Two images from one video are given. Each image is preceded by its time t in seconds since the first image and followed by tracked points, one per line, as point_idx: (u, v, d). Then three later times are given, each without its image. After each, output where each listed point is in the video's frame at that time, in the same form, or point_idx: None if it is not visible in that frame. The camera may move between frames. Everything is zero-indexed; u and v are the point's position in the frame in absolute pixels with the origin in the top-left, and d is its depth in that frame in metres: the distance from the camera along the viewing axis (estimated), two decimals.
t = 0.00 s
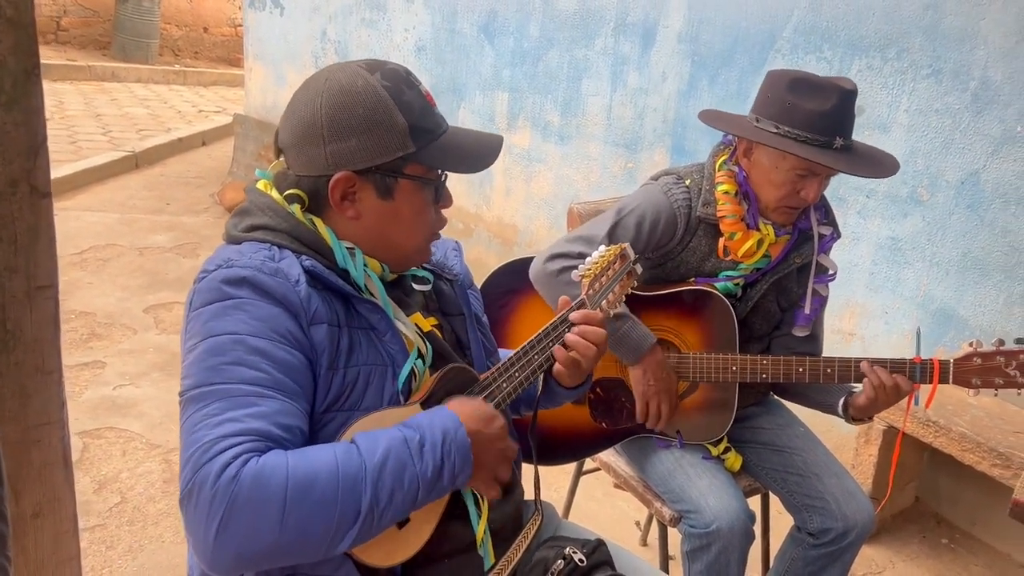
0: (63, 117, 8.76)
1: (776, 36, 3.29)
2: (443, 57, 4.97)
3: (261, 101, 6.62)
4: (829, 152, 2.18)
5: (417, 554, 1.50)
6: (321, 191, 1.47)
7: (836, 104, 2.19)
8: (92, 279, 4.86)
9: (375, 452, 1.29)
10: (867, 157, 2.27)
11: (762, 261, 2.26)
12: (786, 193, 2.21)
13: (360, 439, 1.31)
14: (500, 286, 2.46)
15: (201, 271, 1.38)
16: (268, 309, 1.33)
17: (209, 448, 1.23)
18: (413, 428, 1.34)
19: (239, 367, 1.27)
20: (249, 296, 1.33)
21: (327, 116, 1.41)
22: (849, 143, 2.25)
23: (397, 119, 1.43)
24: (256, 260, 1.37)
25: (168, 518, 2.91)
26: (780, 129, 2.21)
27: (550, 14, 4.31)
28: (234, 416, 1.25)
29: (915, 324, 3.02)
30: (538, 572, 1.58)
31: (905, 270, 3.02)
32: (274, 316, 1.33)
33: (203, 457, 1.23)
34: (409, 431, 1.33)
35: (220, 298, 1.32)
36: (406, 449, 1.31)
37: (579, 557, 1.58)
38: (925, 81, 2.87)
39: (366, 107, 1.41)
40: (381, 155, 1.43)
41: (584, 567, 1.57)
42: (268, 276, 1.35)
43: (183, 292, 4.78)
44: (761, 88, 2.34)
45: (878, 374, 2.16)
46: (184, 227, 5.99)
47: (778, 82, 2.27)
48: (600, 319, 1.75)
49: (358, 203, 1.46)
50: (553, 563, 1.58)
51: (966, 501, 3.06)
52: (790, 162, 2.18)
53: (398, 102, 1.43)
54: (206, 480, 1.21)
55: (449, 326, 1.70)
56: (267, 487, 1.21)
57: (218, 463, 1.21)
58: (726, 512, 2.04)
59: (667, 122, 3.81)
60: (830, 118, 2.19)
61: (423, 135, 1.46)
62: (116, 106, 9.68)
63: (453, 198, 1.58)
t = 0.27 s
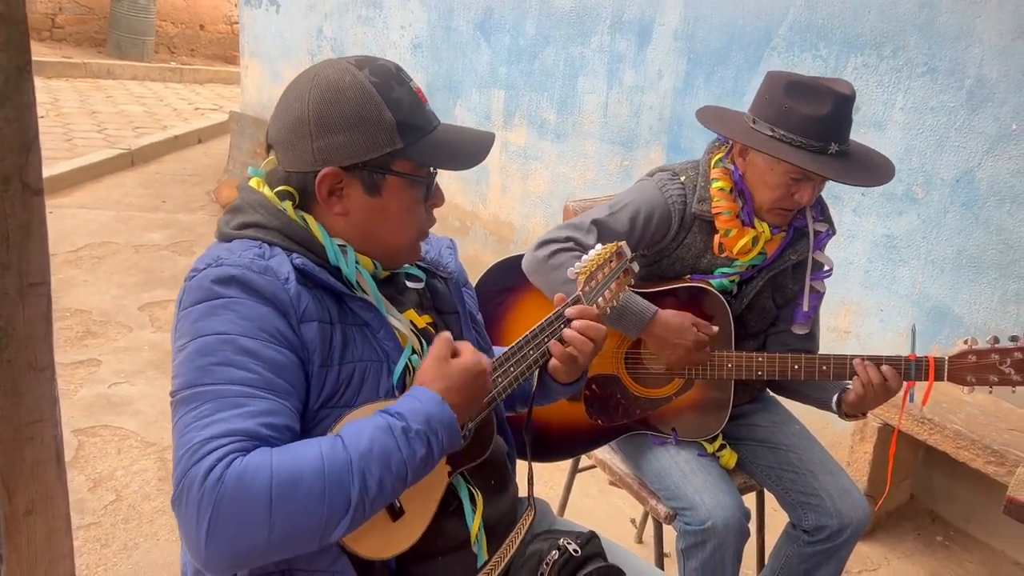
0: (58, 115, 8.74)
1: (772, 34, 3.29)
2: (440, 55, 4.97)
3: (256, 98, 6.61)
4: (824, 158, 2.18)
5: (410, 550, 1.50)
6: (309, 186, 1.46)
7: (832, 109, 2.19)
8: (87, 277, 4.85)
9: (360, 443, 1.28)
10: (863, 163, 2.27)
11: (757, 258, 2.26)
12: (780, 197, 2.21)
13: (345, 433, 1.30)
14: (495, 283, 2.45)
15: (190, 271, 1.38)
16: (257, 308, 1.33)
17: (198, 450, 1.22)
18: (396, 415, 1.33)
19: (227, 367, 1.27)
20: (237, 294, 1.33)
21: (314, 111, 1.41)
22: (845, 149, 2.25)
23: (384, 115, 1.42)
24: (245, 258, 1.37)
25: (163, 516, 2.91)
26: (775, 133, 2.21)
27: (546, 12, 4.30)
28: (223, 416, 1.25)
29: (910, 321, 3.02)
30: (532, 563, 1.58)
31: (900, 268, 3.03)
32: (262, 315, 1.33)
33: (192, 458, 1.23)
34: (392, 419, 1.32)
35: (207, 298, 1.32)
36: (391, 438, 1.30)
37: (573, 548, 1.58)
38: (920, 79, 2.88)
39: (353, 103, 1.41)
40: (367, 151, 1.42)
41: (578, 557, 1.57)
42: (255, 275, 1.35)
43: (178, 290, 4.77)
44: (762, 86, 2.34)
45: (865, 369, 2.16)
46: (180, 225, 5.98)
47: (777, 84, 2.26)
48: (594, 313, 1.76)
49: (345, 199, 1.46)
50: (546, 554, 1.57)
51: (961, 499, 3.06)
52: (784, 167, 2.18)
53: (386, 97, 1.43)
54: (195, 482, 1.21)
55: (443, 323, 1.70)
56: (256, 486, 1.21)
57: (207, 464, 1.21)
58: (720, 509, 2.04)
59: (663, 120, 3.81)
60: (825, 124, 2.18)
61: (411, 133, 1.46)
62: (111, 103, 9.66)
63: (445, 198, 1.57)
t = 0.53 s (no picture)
0: (52, 111, 8.71)
1: (766, 30, 3.28)
2: (434, 51, 4.96)
3: (251, 95, 6.59)
4: (816, 147, 2.18)
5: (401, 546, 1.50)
6: (297, 179, 1.46)
7: (823, 98, 2.18)
8: (80, 273, 4.83)
9: (348, 439, 1.28)
10: (855, 153, 2.27)
11: (748, 252, 2.26)
12: (772, 186, 2.21)
13: (333, 428, 1.30)
14: (487, 278, 2.44)
15: (177, 265, 1.37)
16: (243, 302, 1.33)
17: (182, 442, 1.21)
18: (386, 413, 1.33)
19: (213, 361, 1.26)
20: (224, 289, 1.33)
21: (302, 103, 1.40)
22: (836, 138, 2.25)
23: (372, 108, 1.42)
24: (231, 253, 1.36)
25: (156, 512, 2.90)
26: (767, 123, 2.21)
27: (541, 7, 4.29)
28: (208, 409, 1.23)
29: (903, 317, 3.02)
30: (523, 561, 1.59)
31: (894, 264, 3.03)
32: (249, 310, 1.32)
33: (176, 451, 1.21)
34: (382, 417, 1.32)
35: (194, 292, 1.31)
36: (380, 435, 1.30)
37: (564, 546, 1.57)
38: (914, 74, 2.87)
39: (341, 95, 1.40)
40: (355, 144, 1.42)
41: (570, 555, 1.56)
42: (242, 270, 1.34)
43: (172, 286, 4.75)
44: (751, 78, 2.33)
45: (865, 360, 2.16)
46: (174, 221, 5.96)
47: (767, 74, 2.26)
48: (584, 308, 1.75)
49: (332, 191, 1.45)
50: (538, 552, 1.58)
51: (954, 493, 3.07)
52: (776, 157, 2.17)
53: (373, 89, 1.42)
54: (179, 474, 1.20)
55: (432, 318, 1.70)
56: (241, 480, 1.20)
57: (191, 456, 1.20)
58: (713, 504, 2.04)
59: (657, 116, 3.80)
60: (817, 113, 2.18)
61: (400, 126, 1.45)
62: (105, 100, 9.62)
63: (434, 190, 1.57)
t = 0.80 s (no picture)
0: (48, 109, 8.68)
1: (764, 28, 3.28)
2: (431, 49, 4.94)
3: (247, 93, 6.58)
4: (815, 142, 2.17)
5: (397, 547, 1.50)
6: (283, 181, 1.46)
7: (821, 92, 2.18)
8: (76, 272, 4.81)
9: (346, 436, 1.28)
10: (853, 148, 2.26)
11: (748, 250, 2.25)
12: (771, 182, 2.20)
13: (331, 425, 1.29)
14: (484, 276, 2.44)
15: (173, 259, 1.36)
16: (241, 296, 1.32)
17: (179, 434, 1.20)
18: (383, 412, 1.33)
19: (211, 353, 1.25)
20: (221, 281, 1.32)
21: (273, 105, 1.41)
22: (834, 133, 2.24)
23: (336, 101, 1.40)
24: (228, 247, 1.35)
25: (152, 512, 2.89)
26: (765, 119, 2.19)
27: (538, 5, 4.28)
28: (205, 401, 1.22)
29: (901, 315, 3.02)
30: (521, 562, 1.58)
31: (892, 262, 3.03)
32: (246, 303, 1.31)
33: (172, 443, 1.20)
34: (379, 415, 1.32)
35: (191, 284, 1.30)
36: (377, 433, 1.30)
37: (562, 547, 1.57)
38: (912, 72, 2.87)
39: (305, 93, 1.39)
40: (325, 140, 1.40)
41: (568, 556, 1.56)
42: (240, 263, 1.34)
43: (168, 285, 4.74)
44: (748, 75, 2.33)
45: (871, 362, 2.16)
46: (170, 220, 5.95)
47: (765, 71, 2.26)
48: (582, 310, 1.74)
49: (314, 191, 1.45)
50: (536, 553, 1.57)
51: (951, 491, 3.07)
52: (775, 152, 2.17)
53: (336, 82, 1.40)
54: (174, 466, 1.19)
55: (430, 316, 1.69)
56: (238, 472, 1.19)
57: (188, 448, 1.19)
58: (711, 504, 2.03)
59: (654, 114, 3.79)
60: (816, 108, 2.17)
61: (371, 116, 1.43)
62: (101, 98, 9.60)
63: (424, 180, 1.54)
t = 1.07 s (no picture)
0: (45, 108, 8.66)
1: (764, 25, 3.27)
2: (430, 47, 4.94)
3: (245, 91, 6.57)
4: (817, 138, 2.17)
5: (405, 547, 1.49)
6: (292, 176, 1.45)
7: (823, 88, 2.18)
8: (74, 271, 4.80)
9: (361, 441, 1.27)
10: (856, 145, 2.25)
11: (749, 249, 2.25)
12: (771, 180, 2.20)
13: (345, 429, 1.28)
14: (485, 275, 2.43)
15: (178, 262, 1.36)
16: (250, 300, 1.31)
17: (191, 444, 1.20)
18: (398, 414, 1.32)
19: (220, 361, 1.24)
20: (229, 286, 1.31)
21: (299, 99, 1.39)
22: (836, 129, 2.24)
23: (371, 108, 1.40)
24: (235, 248, 1.34)
25: (151, 511, 2.88)
26: (766, 114, 2.19)
27: (537, 3, 4.27)
28: (216, 409, 1.22)
29: (901, 313, 3.02)
30: (525, 560, 1.57)
31: (892, 260, 3.02)
32: (255, 307, 1.30)
33: (185, 453, 1.20)
34: (394, 418, 1.31)
35: (199, 290, 1.29)
36: (393, 436, 1.28)
37: (565, 546, 1.56)
38: (912, 70, 2.86)
39: (338, 94, 1.38)
40: (353, 144, 1.40)
41: (571, 556, 1.55)
42: (247, 266, 1.33)
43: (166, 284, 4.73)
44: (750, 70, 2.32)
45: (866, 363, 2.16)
46: (168, 218, 5.93)
47: (766, 66, 2.25)
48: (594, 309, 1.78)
49: (327, 191, 1.44)
50: (539, 552, 1.57)
51: (952, 490, 3.07)
52: (777, 147, 2.16)
53: (371, 89, 1.40)
54: (189, 477, 1.19)
55: (435, 310, 1.69)
56: (254, 481, 1.18)
57: (201, 459, 1.18)
58: (711, 502, 2.03)
59: (654, 112, 3.79)
60: (818, 104, 2.17)
61: (398, 127, 1.44)
62: (99, 96, 9.59)
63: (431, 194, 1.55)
